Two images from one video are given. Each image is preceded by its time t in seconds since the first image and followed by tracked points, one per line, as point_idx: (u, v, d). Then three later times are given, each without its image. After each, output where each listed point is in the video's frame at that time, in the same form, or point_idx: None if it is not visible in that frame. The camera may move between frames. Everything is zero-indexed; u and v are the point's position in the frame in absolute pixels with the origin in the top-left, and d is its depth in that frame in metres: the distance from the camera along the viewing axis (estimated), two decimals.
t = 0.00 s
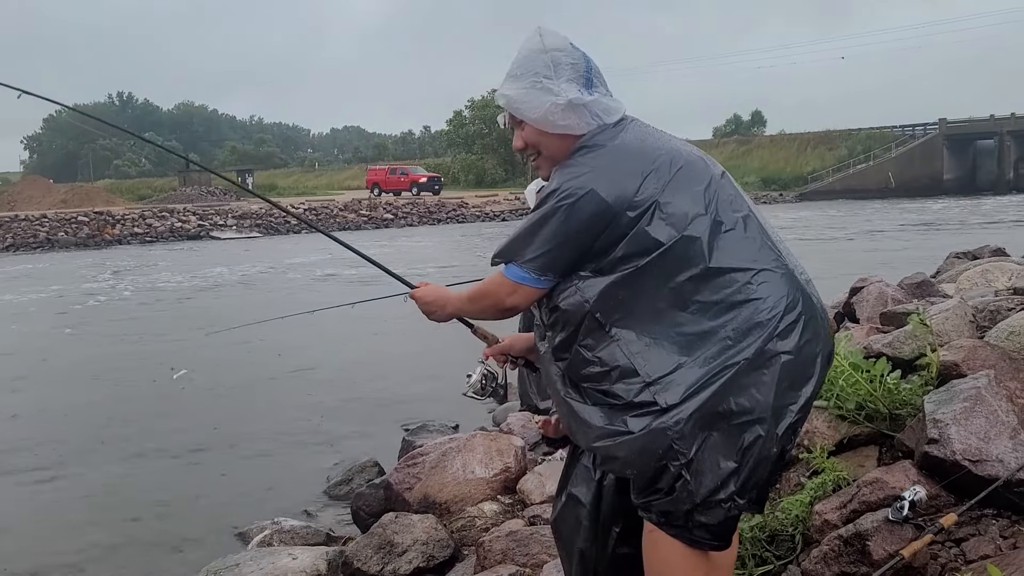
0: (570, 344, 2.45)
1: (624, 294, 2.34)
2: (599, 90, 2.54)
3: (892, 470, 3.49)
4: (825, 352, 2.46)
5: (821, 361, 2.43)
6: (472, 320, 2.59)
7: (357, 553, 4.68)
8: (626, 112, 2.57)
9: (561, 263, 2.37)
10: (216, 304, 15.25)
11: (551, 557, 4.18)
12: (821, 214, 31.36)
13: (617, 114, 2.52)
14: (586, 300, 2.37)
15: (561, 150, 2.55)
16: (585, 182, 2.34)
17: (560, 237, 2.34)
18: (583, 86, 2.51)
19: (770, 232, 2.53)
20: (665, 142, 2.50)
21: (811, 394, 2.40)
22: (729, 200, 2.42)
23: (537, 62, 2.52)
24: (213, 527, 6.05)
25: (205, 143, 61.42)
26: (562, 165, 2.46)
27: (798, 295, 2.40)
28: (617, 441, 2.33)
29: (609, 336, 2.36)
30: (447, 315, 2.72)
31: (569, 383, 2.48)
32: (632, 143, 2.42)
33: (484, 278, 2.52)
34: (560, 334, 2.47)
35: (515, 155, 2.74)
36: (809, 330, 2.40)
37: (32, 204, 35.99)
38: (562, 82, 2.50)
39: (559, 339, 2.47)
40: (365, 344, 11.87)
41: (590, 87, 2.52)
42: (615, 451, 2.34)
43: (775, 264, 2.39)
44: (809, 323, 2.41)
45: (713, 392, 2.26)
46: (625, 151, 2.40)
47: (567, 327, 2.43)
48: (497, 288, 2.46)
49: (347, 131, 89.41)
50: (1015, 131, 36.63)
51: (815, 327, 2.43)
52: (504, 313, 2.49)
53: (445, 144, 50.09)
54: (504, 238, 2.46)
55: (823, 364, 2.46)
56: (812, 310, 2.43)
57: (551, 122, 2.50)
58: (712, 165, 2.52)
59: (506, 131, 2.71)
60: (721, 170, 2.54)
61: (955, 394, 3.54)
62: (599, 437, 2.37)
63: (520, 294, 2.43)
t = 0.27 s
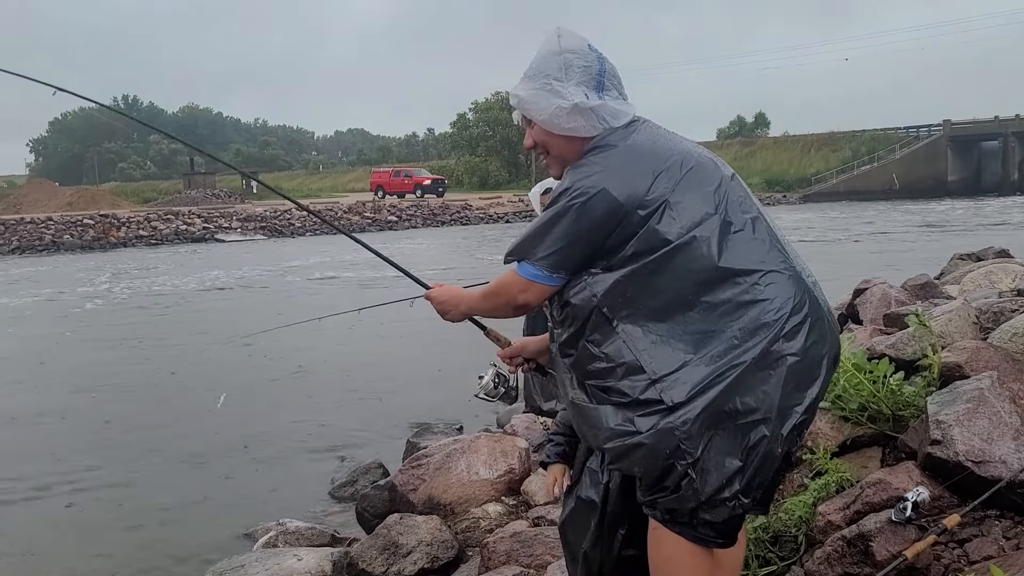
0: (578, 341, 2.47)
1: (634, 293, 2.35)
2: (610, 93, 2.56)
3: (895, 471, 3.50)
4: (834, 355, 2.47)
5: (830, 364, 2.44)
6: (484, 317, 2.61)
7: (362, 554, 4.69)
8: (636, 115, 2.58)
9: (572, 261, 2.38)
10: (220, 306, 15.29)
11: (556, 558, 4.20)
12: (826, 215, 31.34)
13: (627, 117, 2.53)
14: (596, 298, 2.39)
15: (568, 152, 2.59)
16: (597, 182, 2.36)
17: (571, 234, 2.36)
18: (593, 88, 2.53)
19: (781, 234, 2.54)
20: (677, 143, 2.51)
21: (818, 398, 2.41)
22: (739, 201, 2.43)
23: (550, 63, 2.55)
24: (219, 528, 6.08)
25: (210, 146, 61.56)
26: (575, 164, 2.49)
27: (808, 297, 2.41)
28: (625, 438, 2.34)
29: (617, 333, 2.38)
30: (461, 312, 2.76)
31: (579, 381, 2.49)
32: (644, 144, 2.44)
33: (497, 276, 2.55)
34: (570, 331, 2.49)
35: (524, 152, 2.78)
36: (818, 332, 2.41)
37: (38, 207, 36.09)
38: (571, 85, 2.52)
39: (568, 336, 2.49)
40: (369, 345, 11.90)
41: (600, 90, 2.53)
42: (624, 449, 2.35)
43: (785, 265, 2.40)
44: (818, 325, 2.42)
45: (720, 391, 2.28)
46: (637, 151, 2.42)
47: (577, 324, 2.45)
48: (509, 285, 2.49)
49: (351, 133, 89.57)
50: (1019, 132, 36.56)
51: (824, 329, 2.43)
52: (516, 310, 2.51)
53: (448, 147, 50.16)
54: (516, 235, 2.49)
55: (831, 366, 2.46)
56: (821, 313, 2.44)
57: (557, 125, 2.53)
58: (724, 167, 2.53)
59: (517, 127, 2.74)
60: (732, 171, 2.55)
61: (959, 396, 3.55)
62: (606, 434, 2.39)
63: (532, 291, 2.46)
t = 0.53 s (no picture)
0: (587, 342, 2.47)
1: (639, 294, 2.36)
2: (616, 98, 2.57)
3: (900, 474, 3.50)
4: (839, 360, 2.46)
5: (835, 367, 2.43)
6: (494, 318, 2.63)
7: (366, 556, 4.68)
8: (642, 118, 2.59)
9: (578, 263, 2.40)
10: (226, 310, 15.32)
11: (561, 562, 4.20)
12: (831, 218, 31.29)
13: (632, 121, 2.54)
14: (603, 299, 2.40)
15: (574, 157, 2.60)
16: (604, 182, 2.37)
17: (577, 234, 2.37)
18: (599, 94, 2.55)
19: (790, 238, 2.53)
20: (683, 146, 2.51)
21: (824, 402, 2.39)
22: (744, 204, 2.43)
23: (556, 69, 2.57)
24: (225, 532, 6.09)
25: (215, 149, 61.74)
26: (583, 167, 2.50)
27: (813, 299, 2.40)
28: (631, 440, 2.35)
29: (625, 335, 2.38)
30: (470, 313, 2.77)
31: (586, 383, 2.50)
32: (650, 146, 2.45)
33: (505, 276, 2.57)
34: (578, 332, 2.49)
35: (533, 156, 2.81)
36: (823, 335, 2.40)
37: (45, 210, 36.25)
38: (576, 91, 2.54)
39: (577, 337, 2.49)
40: (374, 348, 11.91)
41: (606, 96, 2.55)
42: (629, 450, 2.36)
43: (790, 268, 2.40)
44: (825, 328, 2.40)
45: (724, 392, 2.28)
46: (643, 153, 2.43)
47: (585, 324, 2.45)
48: (517, 284, 2.50)
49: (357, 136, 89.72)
50: None
51: (829, 332, 2.42)
52: (524, 309, 2.53)
53: (454, 150, 50.21)
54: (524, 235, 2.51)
55: (837, 370, 2.45)
56: (826, 315, 2.44)
57: (562, 130, 2.55)
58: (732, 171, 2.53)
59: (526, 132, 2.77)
60: (739, 174, 2.55)
61: (964, 398, 3.55)
62: (613, 434, 2.39)
63: (539, 291, 2.47)
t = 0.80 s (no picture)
0: (597, 339, 2.47)
1: (650, 289, 2.35)
2: (623, 97, 2.57)
3: (907, 471, 3.49)
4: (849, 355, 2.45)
5: (845, 364, 2.42)
6: (509, 317, 2.64)
7: (373, 552, 4.70)
8: (648, 117, 2.59)
9: (587, 258, 2.39)
10: (233, 306, 15.36)
11: (566, 557, 4.21)
12: (838, 215, 31.22)
13: (640, 119, 2.54)
14: (614, 295, 2.39)
15: (582, 156, 2.61)
16: (614, 179, 2.37)
17: (588, 230, 2.38)
18: (606, 93, 2.55)
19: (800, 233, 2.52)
20: (692, 143, 2.51)
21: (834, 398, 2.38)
22: (754, 199, 2.43)
23: (563, 69, 2.58)
24: (232, 528, 6.12)
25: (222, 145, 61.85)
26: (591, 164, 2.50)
27: (823, 295, 2.39)
28: (642, 436, 2.35)
29: (634, 331, 2.38)
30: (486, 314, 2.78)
31: (596, 378, 2.50)
32: (659, 143, 2.45)
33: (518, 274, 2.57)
34: (588, 328, 2.49)
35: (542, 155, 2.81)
36: (832, 331, 2.39)
37: (53, 206, 36.37)
38: (582, 91, 2.54)
39: (587, 334, 2.49)
40: (381, 344, 11.93)
41: (613, 95, 2.55)
42: (640, 446, 2.36)
43: (800, 264, 2.39)
44: (834, 323, 2.39)
45: (734, 388, 2.27)
46: (653, 149, 2.43)
47: (596, 321, 2.45)
48: (528, 283, 2.51)
49: (363, 133, 89.77)
50: None
51: (839, 329, 2.41)
52: (536, 307, 2.53)
53: (460, 146, 50.21)
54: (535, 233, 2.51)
55: (846, 367, 2.44)
56: (836, 311, 2.42)
57: (568, 129, 2.55)
58: (741, 166, 2.52)
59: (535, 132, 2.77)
60: (748, 171, 2.54)
61: (971, 395, 3.53)
62: (624, 430, 2.39)
63: (550, 289, 2.48)
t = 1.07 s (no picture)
0: (607, 329, 2.46)
1: (659, 278, 2.34)
2: (622, 87, 2.54)
3: (914, 462, 3.48)
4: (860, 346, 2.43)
5: (855, 355, 2.40)
6: (521, 303, 2.63)
7: (378, 541, 4.67)
8: (649, 105, 2.55)
9: (596, 247, 2.38)
10: (239, 298, 15.38)
11: (572, 548, 4.20)
12: (844, 207, 31.12)
13: (641, 109, 2.52)
14: (623, 285, 2.38)
15: (588, 152, 2.60)
16: (624, 167, 2.35)
17: (597, 218, 2.36)
18: (603, 85, 2.52)
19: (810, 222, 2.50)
20: (702, 131, 2.49)
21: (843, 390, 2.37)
22: (765, 188, 2.41)
23: (561, 67, 2.58)
24: (237, 517, 6.13)
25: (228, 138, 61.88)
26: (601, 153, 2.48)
27: (834, 285, 2.37)
28: (652, 426, 2.34)
29: (644, 320, 2.36)
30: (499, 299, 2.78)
31: (605, 368, 2.49)
32: (669, 131, 2.43)
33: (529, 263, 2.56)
34: (598, 318, 2.48)
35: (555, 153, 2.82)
36: (843, 322, 2.37)
37: (59, 198, 36.45)
38: (579, 87, 2.53)
39: (597, 324, 2.48)
40: (386, 335, 11.94)
41: (611, 86, 2.52)
42: (649, 436, 2.35)
43: (812, 254, 2.37)
44: (844, 314, 2.38)
45: (743, 379, 2.26)
46: (662, 137, 2.41)
47: (605, 311, 2.44)
48: (538, 272, 2.50)
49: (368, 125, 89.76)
50: None
51: (849, 320, 2.39)
52: (546, 296, 2.53)
53: (465, 138, 50.14)
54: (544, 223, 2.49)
55: (856, 358, 2.43)
56: (847, 301, 2.41)
57: (569, 128, 2.55)
58: (751, 156, 2.50)
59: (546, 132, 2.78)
60: (759, 160, 2.52)
61: (980, 386, 3.51)
62: (633, 420, 2.39)
63: (559, 279, 2.47)
